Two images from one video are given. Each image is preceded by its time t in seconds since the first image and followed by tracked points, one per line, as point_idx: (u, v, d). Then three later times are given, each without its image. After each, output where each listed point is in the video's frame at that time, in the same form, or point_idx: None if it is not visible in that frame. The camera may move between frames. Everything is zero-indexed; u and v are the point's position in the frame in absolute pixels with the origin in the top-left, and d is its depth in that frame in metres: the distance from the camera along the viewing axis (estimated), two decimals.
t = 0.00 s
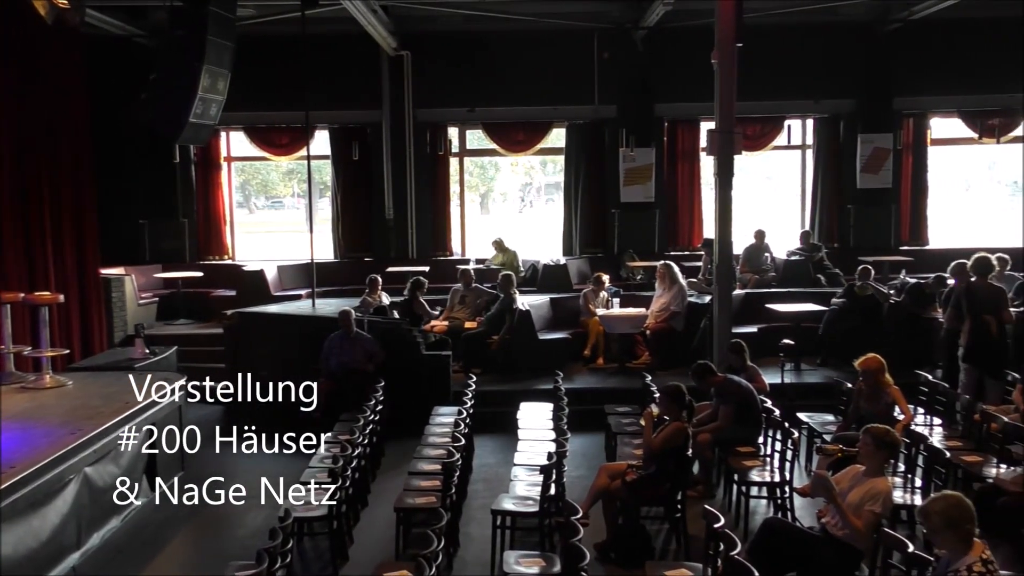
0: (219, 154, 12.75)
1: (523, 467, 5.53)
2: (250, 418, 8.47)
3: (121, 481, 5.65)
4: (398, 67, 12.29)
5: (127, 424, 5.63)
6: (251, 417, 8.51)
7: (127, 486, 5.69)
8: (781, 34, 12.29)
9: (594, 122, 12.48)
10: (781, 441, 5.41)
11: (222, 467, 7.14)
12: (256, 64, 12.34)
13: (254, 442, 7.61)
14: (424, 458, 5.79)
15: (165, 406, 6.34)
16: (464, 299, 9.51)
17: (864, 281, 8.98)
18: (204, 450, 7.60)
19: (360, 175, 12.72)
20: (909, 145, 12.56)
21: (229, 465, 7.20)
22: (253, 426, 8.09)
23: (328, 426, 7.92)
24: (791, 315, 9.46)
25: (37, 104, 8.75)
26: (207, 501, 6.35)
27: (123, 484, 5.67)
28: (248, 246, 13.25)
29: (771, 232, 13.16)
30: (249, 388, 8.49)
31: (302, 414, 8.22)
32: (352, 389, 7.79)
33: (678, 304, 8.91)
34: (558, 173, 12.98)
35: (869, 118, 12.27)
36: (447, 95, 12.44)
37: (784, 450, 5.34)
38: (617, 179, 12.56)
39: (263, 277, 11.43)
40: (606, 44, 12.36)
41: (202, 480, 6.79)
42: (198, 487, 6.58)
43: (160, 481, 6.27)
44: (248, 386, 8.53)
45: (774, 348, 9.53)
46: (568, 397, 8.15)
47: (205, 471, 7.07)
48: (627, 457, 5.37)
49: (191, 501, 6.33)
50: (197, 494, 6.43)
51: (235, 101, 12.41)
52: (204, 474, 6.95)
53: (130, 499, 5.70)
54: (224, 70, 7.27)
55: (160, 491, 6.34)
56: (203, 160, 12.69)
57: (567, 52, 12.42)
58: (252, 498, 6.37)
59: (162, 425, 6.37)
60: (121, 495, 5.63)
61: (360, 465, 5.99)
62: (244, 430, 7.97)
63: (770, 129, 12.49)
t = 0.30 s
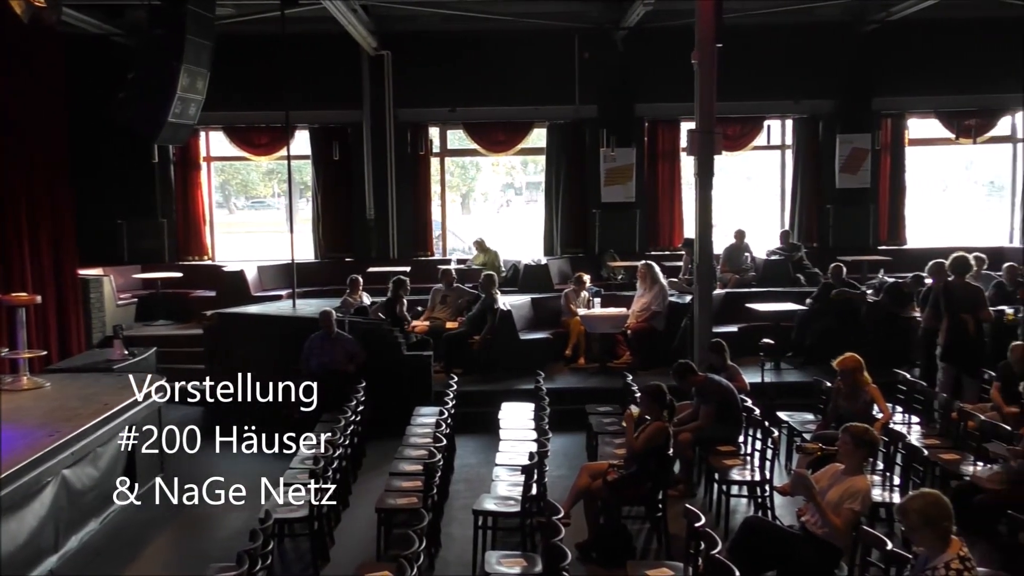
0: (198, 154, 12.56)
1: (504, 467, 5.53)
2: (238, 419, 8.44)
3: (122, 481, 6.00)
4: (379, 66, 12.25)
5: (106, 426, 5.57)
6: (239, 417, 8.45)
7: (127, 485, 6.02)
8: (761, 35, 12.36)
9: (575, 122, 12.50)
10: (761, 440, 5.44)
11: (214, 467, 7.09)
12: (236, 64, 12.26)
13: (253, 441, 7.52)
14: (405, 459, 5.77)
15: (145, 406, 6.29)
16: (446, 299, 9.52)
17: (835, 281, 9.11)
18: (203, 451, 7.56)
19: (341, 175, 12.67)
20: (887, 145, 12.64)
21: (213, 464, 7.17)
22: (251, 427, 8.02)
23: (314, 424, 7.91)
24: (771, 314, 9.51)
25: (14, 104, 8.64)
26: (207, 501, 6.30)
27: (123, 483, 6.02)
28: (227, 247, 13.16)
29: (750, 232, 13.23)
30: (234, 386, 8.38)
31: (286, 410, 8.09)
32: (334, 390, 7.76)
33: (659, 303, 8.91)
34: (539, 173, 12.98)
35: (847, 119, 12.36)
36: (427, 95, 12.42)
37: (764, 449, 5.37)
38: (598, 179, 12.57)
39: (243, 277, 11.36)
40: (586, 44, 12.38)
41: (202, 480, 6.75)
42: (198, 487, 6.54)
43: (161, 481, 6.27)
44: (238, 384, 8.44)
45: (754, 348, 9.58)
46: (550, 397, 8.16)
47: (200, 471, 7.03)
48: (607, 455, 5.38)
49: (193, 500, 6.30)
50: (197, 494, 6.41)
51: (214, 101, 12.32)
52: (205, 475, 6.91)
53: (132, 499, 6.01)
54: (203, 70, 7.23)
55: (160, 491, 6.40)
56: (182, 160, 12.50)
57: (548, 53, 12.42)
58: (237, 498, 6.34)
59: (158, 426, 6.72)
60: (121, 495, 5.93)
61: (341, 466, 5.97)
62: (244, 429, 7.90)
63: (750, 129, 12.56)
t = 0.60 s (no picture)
0: (178, 153, 12.50)
1: (486, 467, 5.52)
2: (238, 419, 8.35)
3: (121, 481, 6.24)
4: (359, 66, 12.22)
5: (84, 428, 5.52)
6: (239, 417, 8.36)
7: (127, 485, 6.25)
8: (741, 36, 12.43)
9: (556, 121, 12.51)
10: (742, 439, 5.47)
11: (205, 467, 7.04)
12: (215, 62, 12.18)
13: (253, 442, 7.50)
14: (386, 459, 5.75)
15: (124, 408, 6.23)
16: (426, 298, 9.51)
17: (806, 280, 9.06)
18: (203, 450, 7.53)
19: (321, 174, 12.62)
20: (866, 145, 12.73)
21: (199, 463, 7.14)
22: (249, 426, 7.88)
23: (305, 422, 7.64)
24: (752, 313, 9.56)
25: None
26: (206, 500, 6.26)
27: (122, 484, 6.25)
28: (207, 247, 13.06)
29: (732, 232, 13.30)
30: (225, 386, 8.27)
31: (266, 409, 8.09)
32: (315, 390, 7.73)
33: (640, 302, 8.95)
34: (520, 173, 12.98)
35: (826, 119, 12.46)
36: (408, 95, 12.39)
37: (745, 448, 5.41)
38: (579, 179, 12.59)
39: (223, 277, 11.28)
40: (567, 44, 12.40)
41: (203, 480, 6.71)
42: (197, 487, 6.51)
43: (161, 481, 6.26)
44: (235, 384, 8.33)
45: (735, 347, 9.63)
46: (531, 397, 8.17)
47: (198, 469, 7.01)
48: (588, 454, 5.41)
49: (194, 500, 6.27)
50: (197, 494, 6.37)
51: (194, 100, 12.23)
52: (206, 475, 6.88)
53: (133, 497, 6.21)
54: (182, 69, 7.17)
55: (160, 491, 6.40)
56: (161, 160, 12.45)
57: (529, 52, 12.43)
58: (219, 498, 6.29)
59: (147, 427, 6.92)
60: (122, 494, 6.14)
61: (322, 466, 5.94)
62: (245, 429, 7.84)
63: (730, 129, 12.63)
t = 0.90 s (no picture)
0: (158, 153, 12.36)
1: (469, 467, 5.52)
2: (239, 419, 8.23)
3: (122, 482, 6.50)
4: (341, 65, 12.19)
5: (63, 429, 5.46)
6: (240, 417, 8.24)
7: (127, 485, 6.49)
8: (722, 36, 12.49)
9: (538, 121, 12.51)
10: (725, 438, 5.50)
11: (198, 467, 7.02)
12: (194, 62, 12.09)
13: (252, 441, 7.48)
14: (369, 459, 5.73)
15: (104, 409, 6.17)
16: (409, 298, 9.49)
17: (774, 280, 9.20)
18: (202, 450, 7.48)
19: (303, 174, 12.56)
20: (847, 145, 12.79)
21: (188, 463, 7.12)
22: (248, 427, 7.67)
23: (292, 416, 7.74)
24: (733, 312, 9.60)
25: None
26: (207, 501, 6.26)
27: (124, 484, 6.51)
28: (188, 247, 12.96)
29: (714, 232, 13.35)
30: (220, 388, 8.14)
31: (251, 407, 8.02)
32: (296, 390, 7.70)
33: (623, 302, 8.97)
34: (503, 173, 12.97)
35: (807, 119, 12.53)
36: (390, 95, 12.35)
37: (727, 447, 5.43)
38: (561, 179, 12.60)
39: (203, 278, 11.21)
40: (549, 44, 12.40)
41: (203, 480, 6.71)
42: (197, 487, 6.52)
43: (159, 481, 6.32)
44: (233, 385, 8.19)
45: (717, 346, 9.67)
46: (513, 397, 8.18)
47: (199, 469, 6.99)
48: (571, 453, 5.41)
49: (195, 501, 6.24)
50: (197, 494, 6.38)
51: (174, 99, 12.14)
52: (207, 475, 6.86)
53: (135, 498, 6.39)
54: (162, 68, 7.12)
55: (161, 492, 6.43)
56: (141, 159, 12.30)
57: (511, 52, 12.42)
58: (201, 500, 6.25)
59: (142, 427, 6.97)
60: (122, 493, 6.37)
61: (304, 466, 5.91)
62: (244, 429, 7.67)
63: (711, 129, 12.69)
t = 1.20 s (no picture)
0: (138, 153, 12.32)
1: (452, 467, 5.50)
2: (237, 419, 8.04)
3: (120, 482, 6.62)
4: (323, 64, 12.14)
5: (42, 431, 5.40)
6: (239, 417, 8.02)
7: (126, 485, 6.57)
8: (703, 36, 12.54)
9: (521, 120, 12.50)
10: (708, 436, 5.52)
11: (188, 466, 6.98)
12: (175, 60, 12.00)
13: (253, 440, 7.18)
14: (352, 460, 5.71)
15: (84, 410, 6.11)
16: (391, 298, 9.48)
17: (752, 276, 9.23)
18: (203, 450, 7.44)
19: (285, 174, 12.50)
20: (827, 145, 12.90)
21: (176, 463, 7.07)
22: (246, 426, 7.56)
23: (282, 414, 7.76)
24: (715, 312, 9.65)
25: None
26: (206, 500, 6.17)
27: (123, 482, 6.64)
28: (169, 247, 12.88)
29: (696, 231, 13.40)
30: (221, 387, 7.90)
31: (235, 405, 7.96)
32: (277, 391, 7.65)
33: (604, 301, 8.98)
34: (485, 173, 12.97)
35: (788, 118, 12.60)
36: (372, 95, 12.31)
37: (710, 445, 5.45)
38: (543, 179, 12.61)
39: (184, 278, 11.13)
40: (532, 43, 12.40)
41: (203, 480, 6.63)
42: (197, 487, 6.42)
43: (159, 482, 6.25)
44: (234, 385, 7.89)
45: (699, 345, 9.71)
46: (496, 396, 8.17)
47: (200, 469, 6.91)
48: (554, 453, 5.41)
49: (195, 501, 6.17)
50: (196, 494, 6.29)
51: (153, 98, 12.04)
52: (208, 474, 6.77)
53: (135, 498, 6.34)
54: (143, 67, 7.08)
55: (160, 491, 6.35)
56: (122, 159, 12.27)
57: (493, 51, 12.41)
58: (182, 501, 6.20)
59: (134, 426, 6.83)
60: (122, 494, 6.35)
61: (286, 467, 5.88)
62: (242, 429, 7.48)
63: (693, 129, 12.75)
